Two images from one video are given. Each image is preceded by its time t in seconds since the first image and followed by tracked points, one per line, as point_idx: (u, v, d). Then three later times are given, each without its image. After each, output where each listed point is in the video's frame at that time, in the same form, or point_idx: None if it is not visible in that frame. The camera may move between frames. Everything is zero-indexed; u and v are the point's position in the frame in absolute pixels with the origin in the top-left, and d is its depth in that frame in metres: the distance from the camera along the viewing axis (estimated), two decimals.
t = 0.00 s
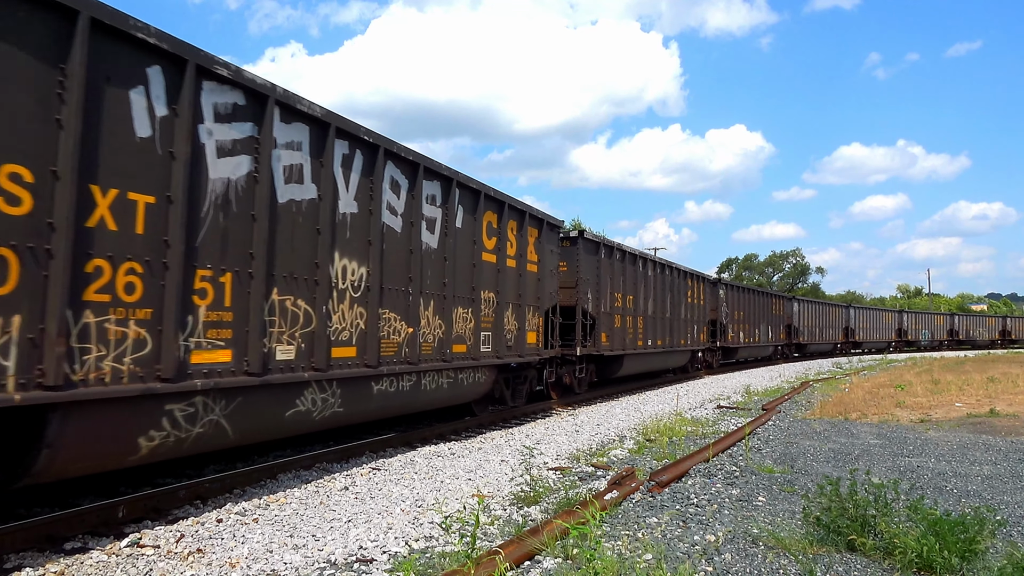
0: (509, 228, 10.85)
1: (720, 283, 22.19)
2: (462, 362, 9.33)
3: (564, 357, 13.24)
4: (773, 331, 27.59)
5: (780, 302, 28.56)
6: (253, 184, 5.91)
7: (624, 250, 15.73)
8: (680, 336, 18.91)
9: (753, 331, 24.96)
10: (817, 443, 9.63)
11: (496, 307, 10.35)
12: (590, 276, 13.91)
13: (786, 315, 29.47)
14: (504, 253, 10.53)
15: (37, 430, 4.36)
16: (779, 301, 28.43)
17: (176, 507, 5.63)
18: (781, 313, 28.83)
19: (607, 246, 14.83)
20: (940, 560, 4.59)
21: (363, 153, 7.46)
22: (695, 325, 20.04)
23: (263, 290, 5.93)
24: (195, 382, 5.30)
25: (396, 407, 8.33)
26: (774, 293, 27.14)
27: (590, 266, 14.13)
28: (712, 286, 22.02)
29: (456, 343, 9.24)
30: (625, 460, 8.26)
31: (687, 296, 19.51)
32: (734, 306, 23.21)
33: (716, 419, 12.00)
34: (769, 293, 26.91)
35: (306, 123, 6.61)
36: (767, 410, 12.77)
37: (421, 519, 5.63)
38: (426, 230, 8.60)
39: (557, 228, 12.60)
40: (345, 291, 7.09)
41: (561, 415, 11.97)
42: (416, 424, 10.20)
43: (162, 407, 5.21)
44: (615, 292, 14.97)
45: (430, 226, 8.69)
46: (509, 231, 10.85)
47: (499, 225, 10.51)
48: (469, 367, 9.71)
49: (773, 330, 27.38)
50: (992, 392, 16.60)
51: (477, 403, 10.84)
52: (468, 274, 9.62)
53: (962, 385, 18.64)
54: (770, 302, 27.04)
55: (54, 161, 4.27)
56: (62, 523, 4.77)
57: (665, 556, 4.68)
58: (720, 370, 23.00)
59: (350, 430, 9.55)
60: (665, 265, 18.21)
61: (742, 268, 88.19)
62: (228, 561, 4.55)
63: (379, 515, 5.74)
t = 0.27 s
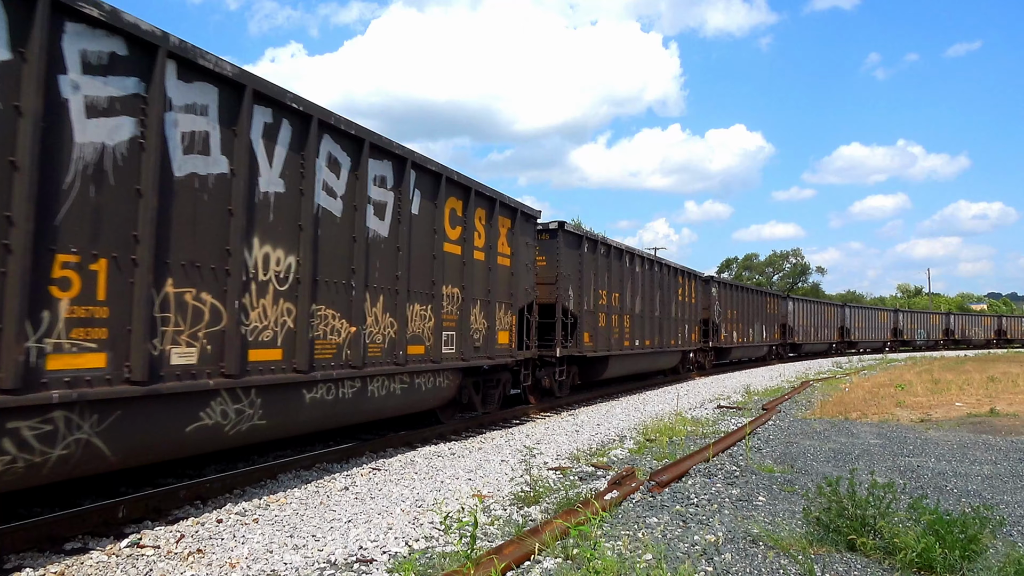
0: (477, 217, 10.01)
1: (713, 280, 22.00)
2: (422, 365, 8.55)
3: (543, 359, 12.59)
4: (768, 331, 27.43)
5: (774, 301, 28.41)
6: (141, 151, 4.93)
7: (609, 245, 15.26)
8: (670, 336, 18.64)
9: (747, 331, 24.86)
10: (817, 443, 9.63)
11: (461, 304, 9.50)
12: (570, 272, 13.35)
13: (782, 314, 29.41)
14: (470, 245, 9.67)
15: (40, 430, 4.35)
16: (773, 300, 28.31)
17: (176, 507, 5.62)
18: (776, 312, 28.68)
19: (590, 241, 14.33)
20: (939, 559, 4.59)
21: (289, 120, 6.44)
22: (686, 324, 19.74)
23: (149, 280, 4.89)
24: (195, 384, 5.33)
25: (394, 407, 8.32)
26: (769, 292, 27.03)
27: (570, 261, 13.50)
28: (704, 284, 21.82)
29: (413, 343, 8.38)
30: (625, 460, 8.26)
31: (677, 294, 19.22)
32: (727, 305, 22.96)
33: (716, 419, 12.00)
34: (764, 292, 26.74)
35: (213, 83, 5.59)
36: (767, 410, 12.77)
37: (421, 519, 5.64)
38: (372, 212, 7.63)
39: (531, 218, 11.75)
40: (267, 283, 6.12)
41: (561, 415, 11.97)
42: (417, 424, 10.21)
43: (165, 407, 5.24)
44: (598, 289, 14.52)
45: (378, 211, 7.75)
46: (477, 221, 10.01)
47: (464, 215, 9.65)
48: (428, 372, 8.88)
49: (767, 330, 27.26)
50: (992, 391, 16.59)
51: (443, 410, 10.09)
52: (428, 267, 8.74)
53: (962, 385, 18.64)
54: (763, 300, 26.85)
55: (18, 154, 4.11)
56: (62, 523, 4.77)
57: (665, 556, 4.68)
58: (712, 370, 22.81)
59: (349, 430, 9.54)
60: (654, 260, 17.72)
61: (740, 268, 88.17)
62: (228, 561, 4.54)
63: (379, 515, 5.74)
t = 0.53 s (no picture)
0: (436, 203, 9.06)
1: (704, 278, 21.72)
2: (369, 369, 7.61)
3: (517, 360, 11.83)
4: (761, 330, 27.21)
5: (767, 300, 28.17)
6: (207, 152, 5.52)
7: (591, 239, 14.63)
8: (660, 336, 18.20)
9: (740, 331, 24.72)
10: (817, 443, 9.62)
11: (416, 301, 8.56)
12: (547, 267, 12.63)
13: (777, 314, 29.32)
14: (428, 234, 8.73)
15: (40, 429, 4.37)
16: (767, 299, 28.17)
17: (176, 507, 5.62)
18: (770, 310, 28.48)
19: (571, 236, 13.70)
20: (940, 559, 4.58)
21: (190, 78, 5.37)
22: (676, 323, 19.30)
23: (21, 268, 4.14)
24: (201, 382, 5.44)
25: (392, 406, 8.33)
26: (762, 290, 26.90)
27: (546, 255, 12.72)
28: (695, 282, 21.59)
29: (356, 344, 7.42)
30: (625, 460, 8.25)
31: (666, 292, 18.78)
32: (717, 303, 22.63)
33: (716, 419, 11.99)
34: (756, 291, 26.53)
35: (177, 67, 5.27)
36: (767, 410, 12.77)
37: (421, 519, 5.63)
38: (301, 191, 6.63)
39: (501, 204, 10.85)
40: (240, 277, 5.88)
41: (561, 415, 11.97)
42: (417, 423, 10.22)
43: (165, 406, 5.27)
44: (580, 286, 13.90)
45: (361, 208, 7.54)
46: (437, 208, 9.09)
47: (422, 201, 8.73)
48: (377, 377, 7.93)
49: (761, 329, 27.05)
50: (993, 391, 16.57)
51: (401, 418, 9.20)
52: (376, 258, 7.77)
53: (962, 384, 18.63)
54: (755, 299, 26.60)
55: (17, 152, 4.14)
56: (63, 523, 4.77)
57: (665, 556, 4.67)
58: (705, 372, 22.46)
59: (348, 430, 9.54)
60: (640, 256, 17.09)
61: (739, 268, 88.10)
62: (229, 561, 4.54)
63: (379, 515, 5.74)
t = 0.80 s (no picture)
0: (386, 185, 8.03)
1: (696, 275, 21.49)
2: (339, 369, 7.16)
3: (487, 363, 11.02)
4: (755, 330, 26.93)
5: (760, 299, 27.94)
6: (71, 109, 4.44)
7: (573, 232, 13.98)
8: (647, 335, 17.62)
9: (734, 330, 24.59)
10: (817, 443, 9.62)
11: (363, 296, 7.54)
12: (522, 261, 11.85)
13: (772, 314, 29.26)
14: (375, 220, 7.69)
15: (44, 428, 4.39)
16: (761, 298, 28.01)
17: (176, 507, 5.62)
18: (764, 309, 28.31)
19: (550, 228, 13.03)
20: (940, 559, 4.58)
21: (45, 13, 4.30)
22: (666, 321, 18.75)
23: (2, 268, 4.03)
24: (200, 382, 5.44)
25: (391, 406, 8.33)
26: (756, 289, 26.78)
27: (520, 247, 11.87)
28: (685, 280, 21.46)
29: (282, 345, 6.39)
30: (625, 460, 8.26)
31: (655, 290, 18.21)
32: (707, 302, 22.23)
33: (716, 419, 11.99)
34: (749, 289, 26.37)
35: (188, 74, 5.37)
36: (766, 410, 12.77)
37: (421, 520, 5.63)
38: (208, 163, 5.56)
39: (466, 189, 9.89)
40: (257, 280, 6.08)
41: (561, 415, 11.98)
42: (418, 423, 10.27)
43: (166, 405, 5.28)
44: (560, 282, 13.22)
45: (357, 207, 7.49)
46: (388, 190, 8.06)
47: (369, 182, 7.69)
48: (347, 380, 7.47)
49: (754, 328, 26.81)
50: (992, 391, 16.57)
51: (352, 430, 8.25)
52: (309, 245, 6.72)
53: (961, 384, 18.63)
54: (747, 297, 26.37)
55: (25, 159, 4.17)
56: (63, 523, 4.77)
57: (665, 556, 4.68)
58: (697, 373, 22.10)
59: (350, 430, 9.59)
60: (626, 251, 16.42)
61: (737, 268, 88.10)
62: (229, 562, 4.54)
63: (379, 515, 5.74)
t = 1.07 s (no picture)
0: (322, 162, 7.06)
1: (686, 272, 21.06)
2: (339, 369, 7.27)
3: (450, 365, 10.26)
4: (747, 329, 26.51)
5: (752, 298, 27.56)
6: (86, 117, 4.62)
7: (550, 224, 13.19)
8: (634, 335, 16.95)
9: (726, 330, 24.33)
10: (817, 443, 9.61)
11: (293, 288, 6.61)
12: (491, 254, 10.99)
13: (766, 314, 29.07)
14: (307, 202, 6.71)
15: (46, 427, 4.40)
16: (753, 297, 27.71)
17: (176, 507, 5.62)
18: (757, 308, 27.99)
19: (526, 220, 12.26)
20: (940, 559, 4.59)
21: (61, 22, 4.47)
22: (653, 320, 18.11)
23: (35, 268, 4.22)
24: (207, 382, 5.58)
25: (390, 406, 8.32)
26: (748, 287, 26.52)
27: (488, 238, 10.96)
28: (675, 279, 21.21)
29: (179, 346, 5.37)
30: (625, 460, 8.25)
31: (642, 288, 17.56)
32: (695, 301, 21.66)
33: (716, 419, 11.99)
34: (741, 288, 26.02)
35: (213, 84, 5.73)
36: (766, 410, 12.76)
37: (421, 520, 5.63)
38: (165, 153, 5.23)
39: (421, 169, 8.99)
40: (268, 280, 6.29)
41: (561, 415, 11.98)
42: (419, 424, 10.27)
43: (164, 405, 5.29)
44: (536, 278, 12.45)
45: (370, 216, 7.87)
46: (324, 168, 7.09)
47: (300, 157, 6.73)
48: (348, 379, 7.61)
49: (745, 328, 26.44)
50: (993, 391, 16.55)
51: (289, 445, 7.37)
52: (218, 227, 5.74)
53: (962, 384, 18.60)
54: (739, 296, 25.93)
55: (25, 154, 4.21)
56: (62, 523, 4.77)
57: (665, 556, 4.68)
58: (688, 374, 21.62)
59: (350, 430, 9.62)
60: (609, 246, 15.69)
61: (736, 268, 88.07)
62: (229, 561, 4.54)
63: (379, 515, 5.74)
